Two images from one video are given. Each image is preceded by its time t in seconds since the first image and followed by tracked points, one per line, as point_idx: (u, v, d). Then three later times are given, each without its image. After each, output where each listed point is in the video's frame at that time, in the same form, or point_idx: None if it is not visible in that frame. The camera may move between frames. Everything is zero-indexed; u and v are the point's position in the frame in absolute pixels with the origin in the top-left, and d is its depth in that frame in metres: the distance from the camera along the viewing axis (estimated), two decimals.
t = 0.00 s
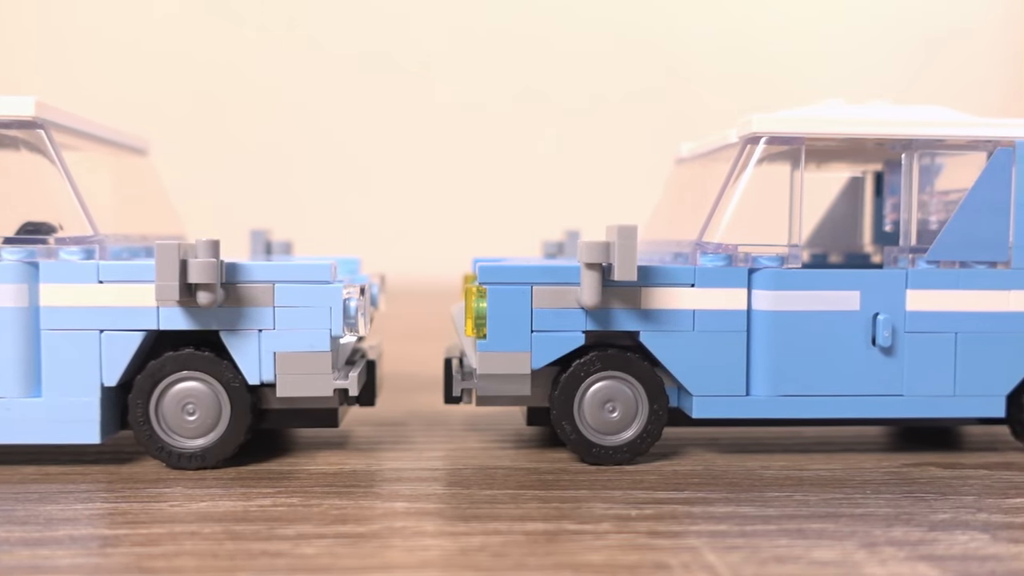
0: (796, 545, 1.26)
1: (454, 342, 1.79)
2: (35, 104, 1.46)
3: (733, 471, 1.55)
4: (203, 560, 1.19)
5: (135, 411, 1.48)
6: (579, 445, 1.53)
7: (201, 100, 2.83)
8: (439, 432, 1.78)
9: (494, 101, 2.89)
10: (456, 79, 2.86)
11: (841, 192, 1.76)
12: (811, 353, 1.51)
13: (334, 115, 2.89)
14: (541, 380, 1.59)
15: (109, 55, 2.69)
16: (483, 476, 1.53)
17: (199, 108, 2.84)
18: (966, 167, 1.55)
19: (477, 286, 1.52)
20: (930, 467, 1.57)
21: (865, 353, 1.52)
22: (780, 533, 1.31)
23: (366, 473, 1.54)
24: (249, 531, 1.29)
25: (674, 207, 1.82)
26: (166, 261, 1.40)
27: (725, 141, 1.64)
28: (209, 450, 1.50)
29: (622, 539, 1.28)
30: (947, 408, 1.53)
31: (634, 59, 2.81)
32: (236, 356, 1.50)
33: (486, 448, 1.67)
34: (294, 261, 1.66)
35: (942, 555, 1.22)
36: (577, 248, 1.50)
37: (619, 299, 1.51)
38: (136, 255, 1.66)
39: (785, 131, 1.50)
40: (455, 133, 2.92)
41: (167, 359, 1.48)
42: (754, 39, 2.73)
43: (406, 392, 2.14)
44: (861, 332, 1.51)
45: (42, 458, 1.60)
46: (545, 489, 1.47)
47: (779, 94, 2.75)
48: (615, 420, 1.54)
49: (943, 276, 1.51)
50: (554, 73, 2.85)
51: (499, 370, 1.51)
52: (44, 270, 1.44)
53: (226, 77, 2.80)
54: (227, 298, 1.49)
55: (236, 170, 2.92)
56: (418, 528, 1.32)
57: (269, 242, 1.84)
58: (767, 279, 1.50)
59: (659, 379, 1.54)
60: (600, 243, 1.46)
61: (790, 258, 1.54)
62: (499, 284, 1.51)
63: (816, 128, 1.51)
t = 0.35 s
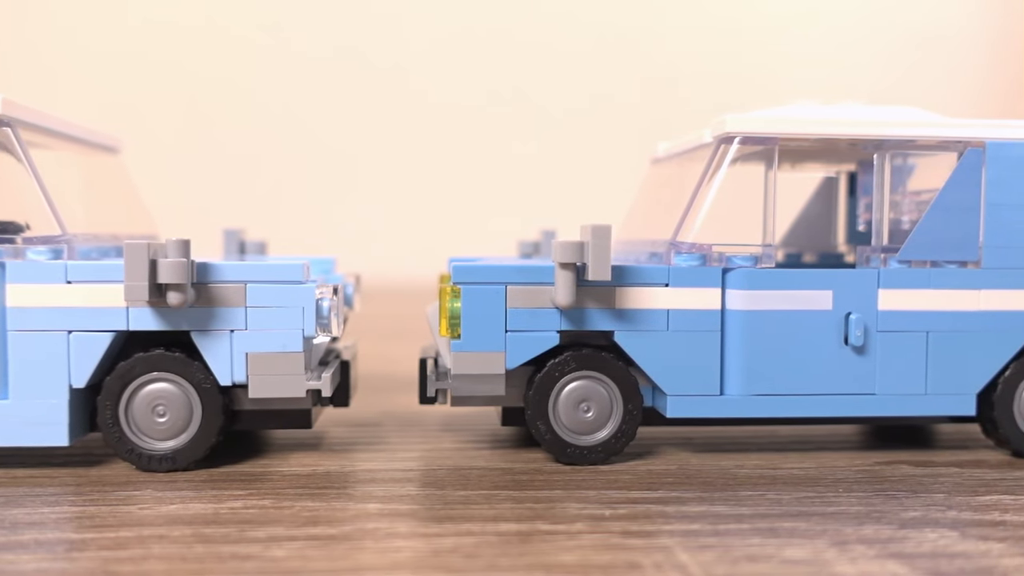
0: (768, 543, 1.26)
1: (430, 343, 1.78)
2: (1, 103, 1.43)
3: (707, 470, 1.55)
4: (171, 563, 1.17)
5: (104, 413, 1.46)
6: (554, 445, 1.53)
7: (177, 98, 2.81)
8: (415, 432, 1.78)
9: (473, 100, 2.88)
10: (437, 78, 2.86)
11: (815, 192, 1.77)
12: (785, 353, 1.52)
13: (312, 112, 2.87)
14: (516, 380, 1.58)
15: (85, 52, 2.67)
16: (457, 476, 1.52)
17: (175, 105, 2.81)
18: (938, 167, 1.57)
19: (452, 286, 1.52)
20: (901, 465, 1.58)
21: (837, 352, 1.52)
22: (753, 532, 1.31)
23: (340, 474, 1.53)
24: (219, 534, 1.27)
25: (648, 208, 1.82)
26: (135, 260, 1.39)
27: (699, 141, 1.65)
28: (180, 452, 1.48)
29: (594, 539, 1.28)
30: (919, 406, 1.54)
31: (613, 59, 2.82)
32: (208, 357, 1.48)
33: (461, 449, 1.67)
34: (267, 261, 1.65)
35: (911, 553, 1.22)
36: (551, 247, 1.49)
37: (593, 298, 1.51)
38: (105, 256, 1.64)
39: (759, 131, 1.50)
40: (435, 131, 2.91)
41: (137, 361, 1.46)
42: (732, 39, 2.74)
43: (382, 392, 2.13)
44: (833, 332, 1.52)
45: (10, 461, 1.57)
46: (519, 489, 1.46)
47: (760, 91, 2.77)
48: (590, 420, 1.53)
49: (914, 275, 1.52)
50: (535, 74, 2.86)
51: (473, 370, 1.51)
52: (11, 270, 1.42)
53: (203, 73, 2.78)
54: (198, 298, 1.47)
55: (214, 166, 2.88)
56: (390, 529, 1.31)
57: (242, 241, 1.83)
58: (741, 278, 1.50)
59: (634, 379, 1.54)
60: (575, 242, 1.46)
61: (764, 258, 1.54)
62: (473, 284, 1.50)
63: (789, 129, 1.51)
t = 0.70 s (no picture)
0: (739, 543, 1.26)
1: (404, 343, 1.77)
2: None
3: (681, 469, 1.56)
4: (136, 567, 1.15)
5: (72, 415, 1.44)
6: (528, 445, 1.53)
7: (152, 94, 2.79)
8: (389, 433, 1.77)
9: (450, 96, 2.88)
10: (416, 78, 2.86)
11: (789, 193, 1.79)
12: (757, 352, 1.52)
13: (288, 111, 2.87)
14: (490, 380, 1.58)
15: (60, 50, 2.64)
16: (431, 477, 1.52)
17: (152, 103, 2.80)
18: (909, 167, 1.58)
19: (425, 286, 1.51)
20: (873, 464, 1.59)
21: (810, 352, 1.53)
22: (724, 531, 1.31)
23: (312, 476, 1.52)
24: (187, 537, 1.25)
25: (622, 208, 1.82)
26: (103, 260, 1.37)
27: (673, 141, 1.65)
28: (149, 454, 1.46)
29: (566, 540, 1.27)
30: (891, 405, 1.55)
31: (590, 57, 2.84)
32: (177, 358, 1.47)
33: (435, 449, 1.66)
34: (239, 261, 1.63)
35: (881, 552, 1.23)
36: (525, 247, 1.49)
37: (567, 298, 1.51)
38: (73, 255, 1.63)
39: (732, 131, 1.51)
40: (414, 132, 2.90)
41: (105, 362, 1.44)
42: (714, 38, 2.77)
43: (358, 393, 2.12)
44: (806, 331, 1.53)
45: None
46: (492, 490, 1.46)
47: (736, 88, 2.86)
48: (564, 421, 1.53)
49: (885, 276, 1.53)
50: (513, 74, 2.87)
51: (446, 370, 1.50)
52: None
53: (172, 68, 2.76)
54: (168, 298, 1.45)
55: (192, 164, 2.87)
56: (361, 531, 1.30)
57: (215, 241, 1.81)
58: (714, 278, 1.50)
59: (608, 379, 1.54)
60: (548, 242, 1.45)
61: (737, 258, 1.55)
62: (446, 284, 1.49)
63: (762, 129, 1.51)
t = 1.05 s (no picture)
0: (710, 542, 1.26)
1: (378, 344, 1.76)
2: None
3: (654, 469, 1.56)
4: (100, 571, 1.13)
5: (38, 417, 1.42)
6: (502, 446, 1.52)
7: (129, 92, 2.77)
8: (364, 434, 1.76)
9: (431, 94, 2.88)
10: (394, 77, 2.86)
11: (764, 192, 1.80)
12: (731, 352, 1.52)
13: (267, 108, 2.85)
14: (464, 380, 1.57)
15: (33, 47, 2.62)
16: (404, 478, 1.51)
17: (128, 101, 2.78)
18: (881, 167, 1.58)
19: (398, 285, 1.50)
20: (845, 462, 1.60)
21: (782, 351, 1.54)
22: (697, 530, 1.31)
23: (284, 478, 1.50)
24: (154, 540, 1.24)
25: (597, 209, 1.82)
26: (69, 260, 1.35)
27: (647, 140, 1.65)
28: (118, 456, 1.45)
29: (539, 540, 1.26)
30: (863, 404, 1.56)
31: (569, 56, 2.86)
32: (147, 358, 1.45)
33: (409, 450, 1.65)
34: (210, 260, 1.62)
35: (851, 550, 1.23)
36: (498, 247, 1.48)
37: (541, 298, 1.50)
38: (41, 255, 1.60)
39: (704, 131, 1.51)
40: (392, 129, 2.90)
41: (72, 363, 1.43)
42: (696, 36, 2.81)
43: (333, 394, 2.12)
44: (779, 330, 1.53)
45: None
46: (465, 490, 1.45)
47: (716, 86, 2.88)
48: (538, 420, 1.53)
49: (857, 275, 1.53)
50: (492, 72, 2.87)
51: (420, 370, 1.49)
52: None
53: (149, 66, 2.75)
54: (136, 298, 1.44)
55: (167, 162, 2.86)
56: (332, 533, 1.28)
57: (188, 241, 1.80)
58: (688, 277, 1.50)
59: (582, 378, 1.54)
60: (522, 242, 1.45)
61: (710, 257, 1.55)
62: (420, 284, 1.49)
63: (734, 129, 1.51)
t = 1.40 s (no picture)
0: (682, 542, 1.26)
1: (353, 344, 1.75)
2: None
3: (629, 469, 1.56)
4: None
5: (4, 419, 1.39)
6: (476, 446, 1.52)
7: (106, 91, 2.76)
8: (338, 435, 1.75)
9: (411, 92, 2.88)
10: (373, 77, 2.85)
11: (740, 192, 1.81)
12: (705, 351, 1.53)
13: (246, 106, 2.83)
14: (438, 380, 1.56)
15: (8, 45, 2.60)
16: (377, 479, 1.50)
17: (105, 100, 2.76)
18: (854, 167, 1.59)
19: (372, 285, 1.49)
20: (818, 461, 1.61)
21: (756, 350, 1.54)
22: (670, 530, 1.30)
23: (255, 479, 1.49)
24: (121, 544, 1.22)
25: (573, 209, 1.82)
26: (36, 260, 1.32)
27: (623, 140, 1.65)
28: (86, 459, 1.43)
29: (511, 541, 1.25)
30: (836, 403, 1.57)
31: (550, 55, 2.89)
32: (116, 360, 1.43)
33: (383, 451, 1.65)
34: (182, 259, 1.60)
35: (823, 548, 1.23)
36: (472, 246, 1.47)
37: (515, 298, 1.50)
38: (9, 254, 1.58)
39: (678, 131, 1.52)
40: (371, 129, 2.89)
41: (39, 365, 1.40)
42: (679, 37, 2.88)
43: (308, 395, 2.11)
44: (753, 329, 1.54)
45: None
46: (439, 491, 1.44)
47: (693, 87, 2.93)
48: (513, 421, 1.53)
49: (831, 275, 1.54)
50: (473, 72, 2.88)
51: (394, 370, 1.48)
52: None
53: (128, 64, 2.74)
54: (105, 299, 1.42)
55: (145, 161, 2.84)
56: (302, 535, 1.27)
57: (160, 241, 1.80)
58: (662, 276, 1.50)
59: (557, 378, 1.53)
60: (496, 241, 1.44)
61: (684, 257, 1.56)
62: (394, 284, 1.48)
63: (708, 130, 1.52)
